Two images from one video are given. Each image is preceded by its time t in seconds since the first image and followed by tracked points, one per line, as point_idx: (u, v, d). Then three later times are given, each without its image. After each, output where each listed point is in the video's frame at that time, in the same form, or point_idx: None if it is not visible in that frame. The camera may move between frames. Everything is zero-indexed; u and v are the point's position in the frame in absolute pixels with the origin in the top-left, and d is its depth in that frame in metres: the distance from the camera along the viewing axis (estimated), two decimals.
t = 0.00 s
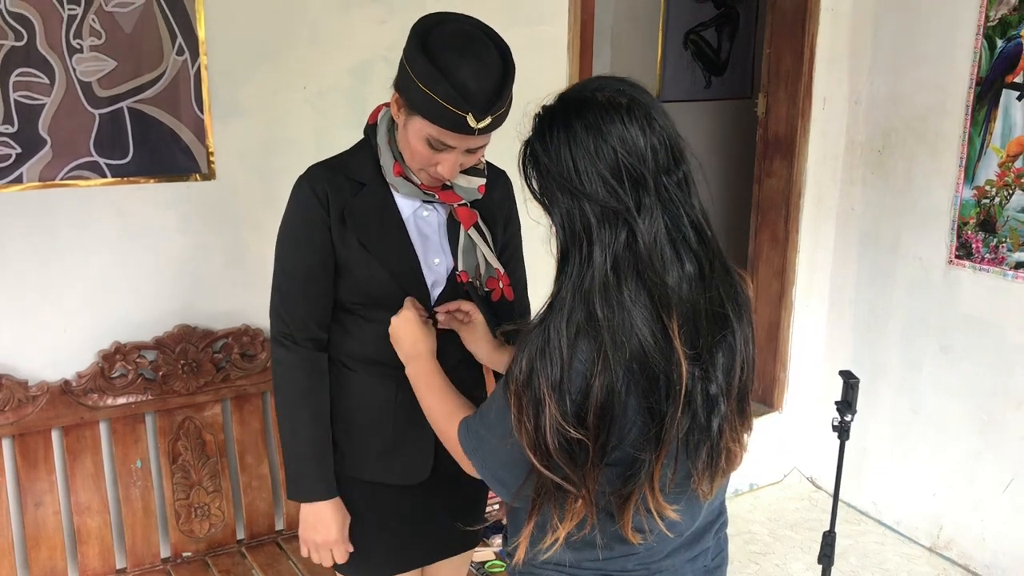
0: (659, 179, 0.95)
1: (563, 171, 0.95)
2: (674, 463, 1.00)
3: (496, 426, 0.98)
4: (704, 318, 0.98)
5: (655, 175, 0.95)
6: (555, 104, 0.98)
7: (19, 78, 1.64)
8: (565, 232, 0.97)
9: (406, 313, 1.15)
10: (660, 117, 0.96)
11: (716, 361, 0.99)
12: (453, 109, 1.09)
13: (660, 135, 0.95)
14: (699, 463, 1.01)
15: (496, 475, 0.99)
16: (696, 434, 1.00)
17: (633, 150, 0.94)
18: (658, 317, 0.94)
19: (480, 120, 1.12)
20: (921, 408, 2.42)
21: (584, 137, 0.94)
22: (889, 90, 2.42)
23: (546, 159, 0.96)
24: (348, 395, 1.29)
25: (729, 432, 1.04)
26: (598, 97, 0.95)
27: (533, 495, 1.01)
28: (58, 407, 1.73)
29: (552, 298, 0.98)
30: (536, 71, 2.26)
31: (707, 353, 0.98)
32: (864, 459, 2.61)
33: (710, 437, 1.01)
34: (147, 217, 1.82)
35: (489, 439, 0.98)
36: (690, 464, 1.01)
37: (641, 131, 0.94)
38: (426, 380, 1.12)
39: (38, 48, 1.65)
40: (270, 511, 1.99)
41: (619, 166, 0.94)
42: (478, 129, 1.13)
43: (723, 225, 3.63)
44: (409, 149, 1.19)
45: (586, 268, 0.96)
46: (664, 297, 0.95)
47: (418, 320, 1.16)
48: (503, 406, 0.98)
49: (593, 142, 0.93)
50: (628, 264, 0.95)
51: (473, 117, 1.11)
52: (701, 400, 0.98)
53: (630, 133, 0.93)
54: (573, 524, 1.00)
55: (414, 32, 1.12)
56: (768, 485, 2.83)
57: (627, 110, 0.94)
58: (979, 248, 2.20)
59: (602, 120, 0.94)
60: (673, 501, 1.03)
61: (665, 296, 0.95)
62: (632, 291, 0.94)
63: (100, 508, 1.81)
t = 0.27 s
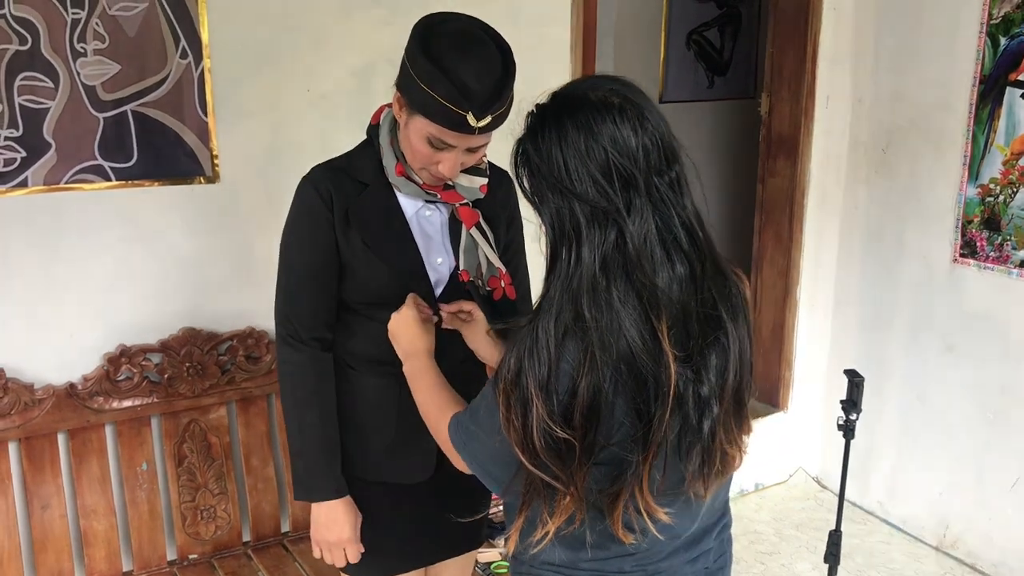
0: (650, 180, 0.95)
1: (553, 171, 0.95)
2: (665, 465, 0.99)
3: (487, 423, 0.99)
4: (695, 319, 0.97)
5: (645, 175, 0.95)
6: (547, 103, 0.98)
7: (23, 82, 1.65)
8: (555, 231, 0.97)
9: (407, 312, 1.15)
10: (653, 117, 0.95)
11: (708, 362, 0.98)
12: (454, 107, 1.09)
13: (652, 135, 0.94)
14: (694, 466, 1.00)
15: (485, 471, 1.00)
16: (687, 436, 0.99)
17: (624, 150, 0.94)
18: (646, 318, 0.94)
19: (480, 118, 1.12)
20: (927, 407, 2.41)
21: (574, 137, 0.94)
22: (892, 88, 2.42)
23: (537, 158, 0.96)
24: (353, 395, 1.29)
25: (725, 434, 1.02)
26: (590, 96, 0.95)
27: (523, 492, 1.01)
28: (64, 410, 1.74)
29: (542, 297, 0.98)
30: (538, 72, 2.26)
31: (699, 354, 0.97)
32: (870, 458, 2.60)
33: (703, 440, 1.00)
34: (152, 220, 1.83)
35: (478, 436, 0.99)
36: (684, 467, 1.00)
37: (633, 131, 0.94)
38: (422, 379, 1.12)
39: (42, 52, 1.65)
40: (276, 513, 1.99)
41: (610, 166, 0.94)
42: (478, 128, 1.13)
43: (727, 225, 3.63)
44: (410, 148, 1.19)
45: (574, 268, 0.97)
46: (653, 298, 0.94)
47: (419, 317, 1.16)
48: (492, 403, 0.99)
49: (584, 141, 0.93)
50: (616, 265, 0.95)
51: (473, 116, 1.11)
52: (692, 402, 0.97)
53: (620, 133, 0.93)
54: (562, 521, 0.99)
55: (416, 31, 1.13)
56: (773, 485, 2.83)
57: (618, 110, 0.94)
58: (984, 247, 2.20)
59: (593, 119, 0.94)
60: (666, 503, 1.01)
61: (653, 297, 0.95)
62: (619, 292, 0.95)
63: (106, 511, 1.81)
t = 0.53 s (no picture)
0: (639, 181, 0.94)
1: (542, 170, 0.95)
2: (652, 469, 0.98)
3: (480, 425, 0.99)
4: (683, 323, 0.96)
5: (635, 177, 0.94)
6: (538, 101, 0.97)
7: (31, 86, 1.66)
8: (543, 231, 0.97)
9: (411, 315, 1.16)
10: (645, 117, 0.94)
11: (695, 366, 0.97)
12: (461, 106, 1.10)
13: (642, 136, 0.93)
14: (680, 470, 0.99)
15: (476, 473, 1.00)
16: (675, 440, 0.98)
17: (613, 151, 0.93)
18: (632, 321, 0.93)
19: (488, 117, 1.12)
20: (934, 406, 2.41)
21: (564, 137, 0.93)
22: (898, 87, 2.42)
23: (527, 157, 0.96)
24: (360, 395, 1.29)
25: (716, 439, 1.01)
26: (581, 96, 0.94)
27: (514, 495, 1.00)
28: (72, 412, 1.74)
29: (529, 297, 0.98)
30: (543, 73, 2.26)
31: (686, 358, 0.96)
32: (877, 458, 2.60)
33: (691, 445, 0.98)
34: (159, 222, 1.83)
35: (469, 437, 1.00)
36: (672, 471, 0.99)
37: (624, 132, 0.93)
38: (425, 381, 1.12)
39: (50, 55, 1.66)
40: (284, 514, 1.99)
41: (598, 167, 0.93)
42: (486, 126, 1.13)
43: (732, 224, 3.63)
44: (418, 147, 1.19)
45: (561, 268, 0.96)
46: (640, 301, 0.94)
47: (426, 320, 1.17)
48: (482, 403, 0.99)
49: (572, 142, 0.93)
50: (604, 266, 0.94)
51: (481, 115, 1.11)
52: (678, 405, 0.97)
53: (610, 135, 0.92)
54: (552, 525, 0.99)
55: (424, 30, 1.13)
56: (780, 485, 2.83)
57: (610, 110, 0.93)
58: (990, 245, 2.19)
59: (583, 119, 0.93)
60: (655, 507, 1.01)
61: (640, 299, 0.94)
62: (606, 294, 0.94)
63: (115, 513, 1.82)
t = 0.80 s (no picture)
0: (628, 181, 0.94)
1: (531, 169, 0.95)
2: (643, 470, 0.97)
3: (473, 426, 0.99)
4: (672, 324, 0.95)
5: (623, 177, 0.94)
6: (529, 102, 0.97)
7: (37, 89, 1.66)
8: (532, 230, 0.97)
9: (418, 315, 1.14)
10: (634, 118, 0.94)
11: (686, 367, 0.96)
12: (466, 106, 1.10)
13: (632, 136, 0.93)
14: (671, 472, 0.98)
15: (470, 473, 1.00)
16: (665, 441, 0.97)
17: (602, 151, 0.93)
18: (621, 320, 0.93)
19: (493, 117, 1.11)
20: (939, 407, 2.40)
21: (553, 137, 0.94)
22: (901, 87, 2.42)
23: (517, 157, 0.96)
24: (367, 396, 1.30)
25: (709, 442, 1.00)
26: (570, 97, 0.94)
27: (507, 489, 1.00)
28: (78, 414, 1.75)
29: (520, 296, 0.98)
30: (547, 74, 2.26)
31: (676, 359, 0.95)
32: (882, 458, 2.60)
33: (682, 446, 0.97)
34: (164, 224, 1.84)
35: (463, 437, 1.00)
36: (664, 474, 0.98)
37: (612, 132, 0.93)
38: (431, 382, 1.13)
39: (55, 59, 1.67)
40: (289, 515, 2.00)
41: (587, 166, 0.93)
42: (492, 127, 1.12)
43: (736, 223, 3.62)
44: (425, 149, 1.19)
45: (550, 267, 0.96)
46: (628, 300, 0.93)
47: (434, 318, 1.16)
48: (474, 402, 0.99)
49: (561, 141, 0.93)
50: (592, 266, 0.94)
51: (486, 115, 1.11)
52: (668, 406, 0.96)
53: (598, 134, 0.93)
54: (545, 524, 0.99)
55: (430, 31, 1.13)
56: (785, 486, 2.83)
57: (599, 110, 0.93)
58: (994, 245, 2.19)
59: (571, 119, 0.93)
60: (648, 510, 1.00)
61: (628, 299, 0.93)
62: (593, 292, 0.93)
63: (120, 514, 1.82)
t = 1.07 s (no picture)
0: (627, 181, 0.93)
1: (530, 170, 0.95)
2: (644, 471, 0.97)
3: (477, 426, 1.00)
4: (673, 324, 0.95)
5: (622, 176, 0.93)
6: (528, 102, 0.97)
7: (42, 92, 1.67)
8: (532, 229, 0.96)
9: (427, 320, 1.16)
10: (633, 117, 0.93)
11: (686, 368, 0.95)
12: (475, 108, 1.10)
13: (631, 136, 0.92)
14: (671, 473, 0.97)
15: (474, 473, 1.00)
16: (666, 441, 0.97)
17: (600, 151, 0.92)
18: (620, 320, 0.92)
19: (502, 118, 1.12)
20: (943, 407, 2.40)
21: (552, 137, 0.93)
22: (905, 87, 2.41)
23: (517, 157, 0.96)
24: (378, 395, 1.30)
25: (710, 442, 0.99)
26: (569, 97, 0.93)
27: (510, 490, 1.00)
28: (83, 416, 1.75)
29: (520, 296, 0.98)
30: (550, 75, 2.26)
31: (676, 359, 0.95)
32: (886, 459, 2.60)
33: (682, 447, 0.97)
34: (169, 226, 1.84)
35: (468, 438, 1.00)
36: (665, 474, 0.98)
37: (611, 132, 0.92)
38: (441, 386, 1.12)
39: (60, 62, 1.67)
40: (294, 517, 2.00)
41: (585, 166, 0.92)
42: (500, 128, 1.13)
43: (741, 223, 3.62)
44: (434, 150, 1.20)
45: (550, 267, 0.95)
46: (627, 301, 0.93)
47: (443, 321, 1.17)
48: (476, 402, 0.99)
49: (559, 142, 0.92)
50: (591, 266, 0.93)
51: (495, 116, 1.11)
52: (668, 407, 0.95)
53: (596, 134, 0.92)
54: (548, 524, 0.99)
55: (438, 34, 1.14)
56: (789, 486, 2.83)
57: (598, 110, 0.92)
58: (998, 245, 2.19)
59: (569, 119, 0.92)
60: (650, 510, 0.99)
61: (627, 299, 0.93)
62: (592, 292, 0.93)
63: (126, 516, 1.83)
